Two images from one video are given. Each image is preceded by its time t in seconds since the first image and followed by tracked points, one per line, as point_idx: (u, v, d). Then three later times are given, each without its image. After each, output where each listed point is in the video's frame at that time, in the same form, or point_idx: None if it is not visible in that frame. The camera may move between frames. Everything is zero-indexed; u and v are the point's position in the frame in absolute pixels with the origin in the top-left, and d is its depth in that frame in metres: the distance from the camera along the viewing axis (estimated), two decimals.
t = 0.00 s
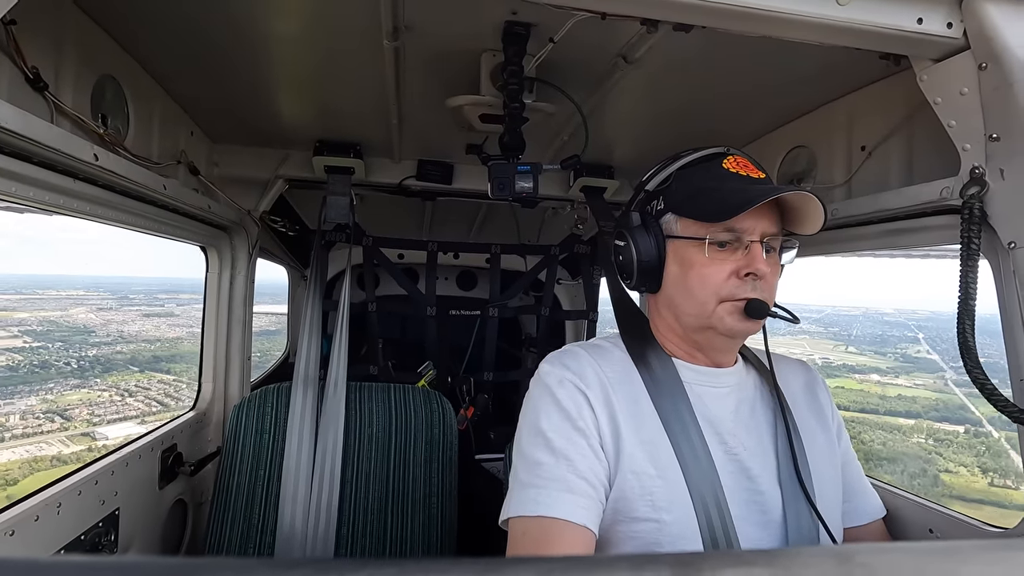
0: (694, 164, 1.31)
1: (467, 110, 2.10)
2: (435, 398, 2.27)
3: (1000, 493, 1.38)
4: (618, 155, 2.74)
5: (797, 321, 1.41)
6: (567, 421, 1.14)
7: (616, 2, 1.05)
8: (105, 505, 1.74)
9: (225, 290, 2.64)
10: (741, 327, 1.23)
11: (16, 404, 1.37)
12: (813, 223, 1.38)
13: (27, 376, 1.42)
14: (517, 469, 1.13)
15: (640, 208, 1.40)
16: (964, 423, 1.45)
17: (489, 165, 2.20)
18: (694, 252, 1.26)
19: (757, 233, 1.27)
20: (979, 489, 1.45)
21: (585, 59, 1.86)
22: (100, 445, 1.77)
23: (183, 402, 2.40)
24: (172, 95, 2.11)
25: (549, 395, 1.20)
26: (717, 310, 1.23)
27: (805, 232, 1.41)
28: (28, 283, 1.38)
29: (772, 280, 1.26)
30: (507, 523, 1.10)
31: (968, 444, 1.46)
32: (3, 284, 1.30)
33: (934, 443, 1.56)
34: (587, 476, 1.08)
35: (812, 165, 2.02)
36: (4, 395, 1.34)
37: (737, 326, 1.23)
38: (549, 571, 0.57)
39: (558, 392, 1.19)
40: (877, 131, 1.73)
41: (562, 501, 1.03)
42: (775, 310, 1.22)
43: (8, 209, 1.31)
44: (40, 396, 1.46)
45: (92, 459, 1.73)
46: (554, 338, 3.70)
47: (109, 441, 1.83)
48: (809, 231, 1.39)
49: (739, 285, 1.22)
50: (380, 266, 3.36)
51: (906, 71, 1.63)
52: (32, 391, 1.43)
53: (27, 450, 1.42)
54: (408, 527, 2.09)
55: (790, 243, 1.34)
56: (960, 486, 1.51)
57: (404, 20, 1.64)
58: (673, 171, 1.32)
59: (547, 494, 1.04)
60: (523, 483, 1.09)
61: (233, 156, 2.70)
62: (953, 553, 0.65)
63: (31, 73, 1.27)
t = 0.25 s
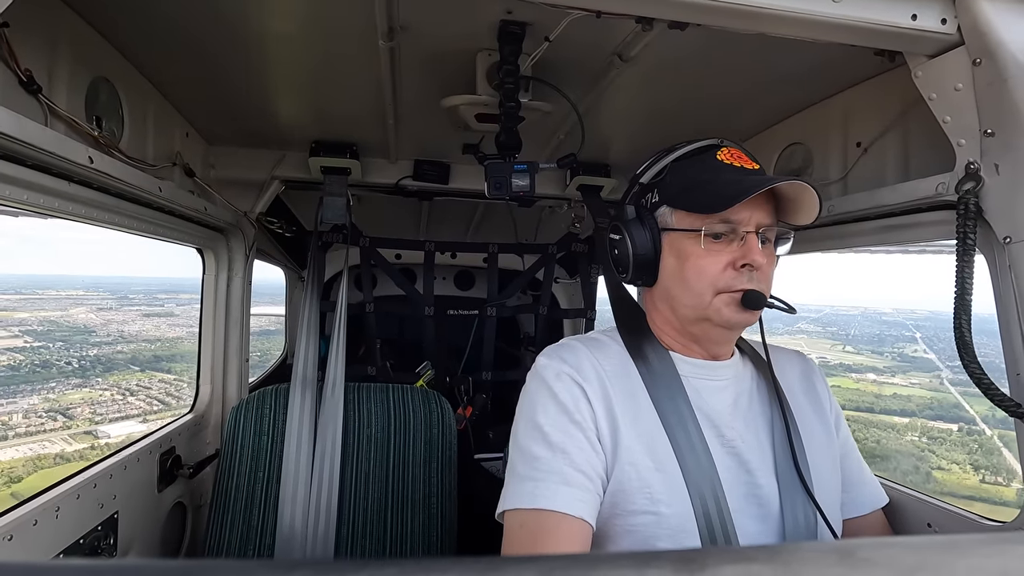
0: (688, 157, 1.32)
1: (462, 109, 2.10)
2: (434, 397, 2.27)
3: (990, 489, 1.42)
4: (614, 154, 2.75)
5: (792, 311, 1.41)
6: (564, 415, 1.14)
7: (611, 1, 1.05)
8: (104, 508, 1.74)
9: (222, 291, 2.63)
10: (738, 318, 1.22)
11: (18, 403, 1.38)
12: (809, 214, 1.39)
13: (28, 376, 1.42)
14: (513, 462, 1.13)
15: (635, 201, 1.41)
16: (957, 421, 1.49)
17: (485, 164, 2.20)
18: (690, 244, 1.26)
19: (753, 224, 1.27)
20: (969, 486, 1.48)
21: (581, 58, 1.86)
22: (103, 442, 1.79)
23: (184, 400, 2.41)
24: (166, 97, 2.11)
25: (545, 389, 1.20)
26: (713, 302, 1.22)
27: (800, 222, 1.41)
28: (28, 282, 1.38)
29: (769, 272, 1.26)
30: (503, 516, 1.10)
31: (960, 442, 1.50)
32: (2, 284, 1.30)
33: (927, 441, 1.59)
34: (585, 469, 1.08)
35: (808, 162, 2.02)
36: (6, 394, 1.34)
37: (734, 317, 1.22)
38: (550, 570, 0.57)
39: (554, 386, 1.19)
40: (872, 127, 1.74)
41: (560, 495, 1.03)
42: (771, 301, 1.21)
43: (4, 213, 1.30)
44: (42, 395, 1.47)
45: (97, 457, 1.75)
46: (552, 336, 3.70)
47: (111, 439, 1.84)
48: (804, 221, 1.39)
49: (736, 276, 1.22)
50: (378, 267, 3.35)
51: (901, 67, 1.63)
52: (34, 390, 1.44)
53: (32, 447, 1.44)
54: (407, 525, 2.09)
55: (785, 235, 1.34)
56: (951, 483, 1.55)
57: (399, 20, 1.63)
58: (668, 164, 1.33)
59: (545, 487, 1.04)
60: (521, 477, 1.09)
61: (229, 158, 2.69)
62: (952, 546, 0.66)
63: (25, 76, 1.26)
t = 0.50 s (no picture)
0: (681, 158, 1.31)
1: (461, 110, 2.10)
2: (433, 399, 2.27)
3: (983, 487, 1.44)
4: (613, 154, 2.75)
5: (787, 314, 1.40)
6: (563, 418, 1.14)
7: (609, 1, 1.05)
8: (104, 511, 1.73)
9: (222, 292, 2.62)
10: (724, 322, 1.23)
11: (20, 402, 1.38)
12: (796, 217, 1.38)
13: (29, 376, 1.42)
14: (512, 466, 1.13)
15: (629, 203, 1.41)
16: (950, 420, 1.50)
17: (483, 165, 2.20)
18: (677, 249, 1.27)
19: (740, 228, 1.26)
20: (961, 483, 1.51)
21: (579, 58, 1.87)
22: (104, 441, 1.80)
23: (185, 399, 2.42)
24: (165, 98, 2.10)
25: (544, 392, 1.20)
26: (699, 306, 1.23)
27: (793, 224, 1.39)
28: (28, 283, 1.38)
29: (757, 276, 1.25)
30: (502, 520, 1.10)
31: (953, 440, 1.51)
32: (2, 283, 1.30)
33: (920, 439, 1.61)
34: (583, 472, 1.08)
35: (807, 161, 2.02)
36: (8, 394, 1.34)
37: (720, 322, 1.23)
38: (549, 570, 0.57)
39: (552, 389, 1.19)
40: (871, 126, 1.74)
41: (559, 498, 1.03)
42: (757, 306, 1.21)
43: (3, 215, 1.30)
44: (44, 394, 1.47)
45: (99, 454, 1.77)
46: (551, 337, 3.70)
47: (113, 437, 1.85)
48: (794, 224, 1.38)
49: (721, 281, 1.22)
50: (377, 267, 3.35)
51: (899, 67, 1.63)
52: (36, 390, 1.44)
53: (33, 446, 1.44)
54: (407, 528, 2.09)
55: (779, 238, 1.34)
56: (943, 480, 1.57)
57: (398, 20, 1.63)
58: (660, 165, 1.33)
59: (544, 491, 1.04)
60: (519, 481, 1.09)
61: (228, 160, 2.69)
62: (952, 545, 0.66)
63: (24, 78, 1.26)
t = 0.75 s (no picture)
0: (689, 158, 1.31)
1: (461, 110, 2.10)
2: (438, 399, 2.27)
3: (973, 483, 1.49)
4: (614, 152, 2.74)
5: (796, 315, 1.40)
6: (573, 417, 1.14)
7: None
8: (110, 513, 1.74)
9: (225, 294, 2.63)
10: (730, 324, 1.22)
11: (20, 400, 1.39)
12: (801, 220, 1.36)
13: (29, 374, 1.42)
14: (523, 465, 1.13)
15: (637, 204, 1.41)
16: (944, 418, 1.53)
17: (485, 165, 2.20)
18: (683, 250, 1.27)
19: (746, 229, 1.26)
20: (951, 478, 1.56)
21: (579, 57, 1.87)
22: (106, 438, 1.79)
23: (187, 399, 2.41)
24: (166, 102, 2.11)
25: (554, 391, 1.20)
26: (706, 307, 1.23)
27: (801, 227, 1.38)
28: (23, 282, 1.37)
29: (763, 277, 1.24)
30: (513, 519, 1.11)
31: (946, 437, 1.55)
32: (2, 283, 1.30)
33: (914, 436, 1.65)
34: (594, 472, 1.08)
35: (808, 158, 2.02)
36: (7, 392, 1.35)
37: (726, 323, 1.22)
38: (554, 570, 0.57)
39: (563, 388, 1.19)
40: (872, 122, 1.73)
41: (569, 498, 1.03)
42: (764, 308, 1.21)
43: (5, 219, 1.31)
44: (45, 392, 1.48)
45: (100, 453, 1.76)
46: (554, 336, 3.70)
47: (115, 435, 1.84)
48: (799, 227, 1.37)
49: (726, 282, 1.22)
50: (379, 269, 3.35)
51: (900, 62, 1.63)
52: (36, 388, 1.44)
53: (36, 443, 1.45)
54: (413, 529, 2.10)
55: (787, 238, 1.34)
56: (934, 476, 1.61)
57: (397, 21, 1.63)
58: (668, 167, 1.32)
59: (554, 491, 1.04)
60: (530, 480, 1.09)
61: (229, 162, 2.69)
62: (957, 541, 0.66)
63: (25, 82, 1.27)
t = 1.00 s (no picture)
0: (700, 153, 1.31)
1: (462, 110, 2.10)
2: (440, 398, 2.27)
3: (963, 479, 1.51)
4: (615, 151, 2.74)
5: (807, 308, 1.40)
6: (578, 413, 1.14)
7: None
8: (114, 513, 1.75)
9: (227, 293, 2.64)
10: (750, 316, 1.21)
11: (22, 398, 1.39)
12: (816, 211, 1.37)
13: (30, 373, 1.42)
14: (528, 461, 1.14)
15: (647, 198, 1.40)
16: (937, 415, 1.53)
17: (486, 163, 2.20)
18: (701, 243, 1.26)
19: (765, 221, 1.26)
20: (942, 474, 1.58)
21: (580, 56, 1.86)
22: (108, 436, 1.77)
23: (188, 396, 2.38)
24: (168, 102, 2.11)
25: (558, 387, 1.20)
26: (725, 300, 1.22)
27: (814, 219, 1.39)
28: (23, 281, 1.36)
29: (781, 269, 1.24)
30: (518, 515, 1.11)
31: (938, 434, 1.56)
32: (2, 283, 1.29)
33: (906, 433, 1.67)
34: (598, 468, 1.08)
35: (810, 155, 2.01)
36: (8, 390, 1.34)
37: (746, 316, 1.21)
38: (558, 569, 0.57)
39: (567, 384, 1.19)
40: (874, 119, 1.73)
41: (574, 493, 1.03)
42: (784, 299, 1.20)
43: (9, 220, 1.31)
44: (47, 390, 1.47)
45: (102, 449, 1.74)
46: (556, 335, 3.70)
47: (116, 432, 1.82)
48: (815, 219, 1.38)
49: (746, 274, 1.21)
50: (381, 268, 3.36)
51: (902, 58, 1.62)
52: (37, 386, 1.44)
53: (38, 441, 1.45)
54: (416, 528, 2.10)
55: (800, 229, 1.37)
56: (925, 471, 1.64)
57: (398, 20, 1.63)
58: (679, 161, 1.32)
59: (559, 486, 1.04)
60: (534, 476, 1.09)
61: (231, 163, 2.70)
62: (960, 539, 0.66)
63: (28, 84, 1.27)
